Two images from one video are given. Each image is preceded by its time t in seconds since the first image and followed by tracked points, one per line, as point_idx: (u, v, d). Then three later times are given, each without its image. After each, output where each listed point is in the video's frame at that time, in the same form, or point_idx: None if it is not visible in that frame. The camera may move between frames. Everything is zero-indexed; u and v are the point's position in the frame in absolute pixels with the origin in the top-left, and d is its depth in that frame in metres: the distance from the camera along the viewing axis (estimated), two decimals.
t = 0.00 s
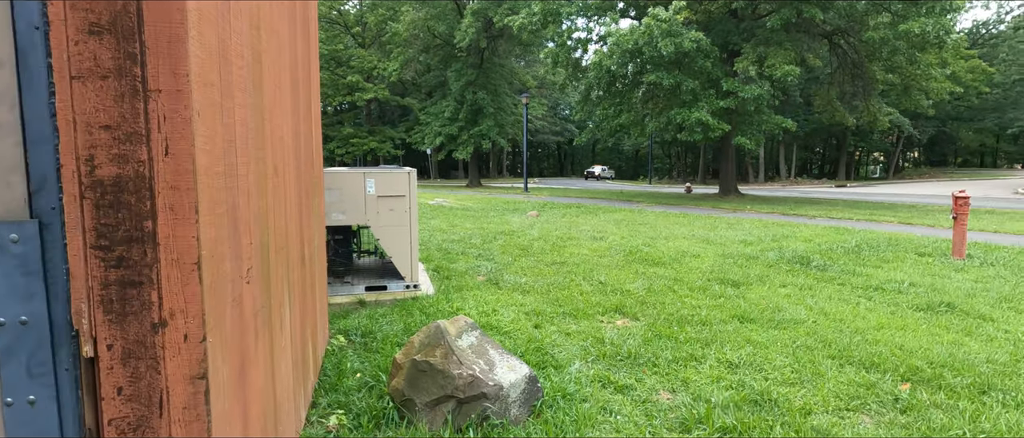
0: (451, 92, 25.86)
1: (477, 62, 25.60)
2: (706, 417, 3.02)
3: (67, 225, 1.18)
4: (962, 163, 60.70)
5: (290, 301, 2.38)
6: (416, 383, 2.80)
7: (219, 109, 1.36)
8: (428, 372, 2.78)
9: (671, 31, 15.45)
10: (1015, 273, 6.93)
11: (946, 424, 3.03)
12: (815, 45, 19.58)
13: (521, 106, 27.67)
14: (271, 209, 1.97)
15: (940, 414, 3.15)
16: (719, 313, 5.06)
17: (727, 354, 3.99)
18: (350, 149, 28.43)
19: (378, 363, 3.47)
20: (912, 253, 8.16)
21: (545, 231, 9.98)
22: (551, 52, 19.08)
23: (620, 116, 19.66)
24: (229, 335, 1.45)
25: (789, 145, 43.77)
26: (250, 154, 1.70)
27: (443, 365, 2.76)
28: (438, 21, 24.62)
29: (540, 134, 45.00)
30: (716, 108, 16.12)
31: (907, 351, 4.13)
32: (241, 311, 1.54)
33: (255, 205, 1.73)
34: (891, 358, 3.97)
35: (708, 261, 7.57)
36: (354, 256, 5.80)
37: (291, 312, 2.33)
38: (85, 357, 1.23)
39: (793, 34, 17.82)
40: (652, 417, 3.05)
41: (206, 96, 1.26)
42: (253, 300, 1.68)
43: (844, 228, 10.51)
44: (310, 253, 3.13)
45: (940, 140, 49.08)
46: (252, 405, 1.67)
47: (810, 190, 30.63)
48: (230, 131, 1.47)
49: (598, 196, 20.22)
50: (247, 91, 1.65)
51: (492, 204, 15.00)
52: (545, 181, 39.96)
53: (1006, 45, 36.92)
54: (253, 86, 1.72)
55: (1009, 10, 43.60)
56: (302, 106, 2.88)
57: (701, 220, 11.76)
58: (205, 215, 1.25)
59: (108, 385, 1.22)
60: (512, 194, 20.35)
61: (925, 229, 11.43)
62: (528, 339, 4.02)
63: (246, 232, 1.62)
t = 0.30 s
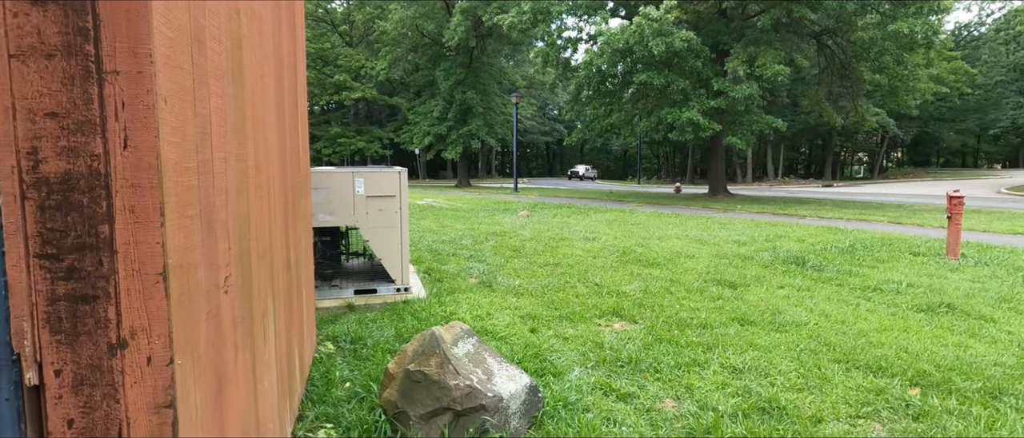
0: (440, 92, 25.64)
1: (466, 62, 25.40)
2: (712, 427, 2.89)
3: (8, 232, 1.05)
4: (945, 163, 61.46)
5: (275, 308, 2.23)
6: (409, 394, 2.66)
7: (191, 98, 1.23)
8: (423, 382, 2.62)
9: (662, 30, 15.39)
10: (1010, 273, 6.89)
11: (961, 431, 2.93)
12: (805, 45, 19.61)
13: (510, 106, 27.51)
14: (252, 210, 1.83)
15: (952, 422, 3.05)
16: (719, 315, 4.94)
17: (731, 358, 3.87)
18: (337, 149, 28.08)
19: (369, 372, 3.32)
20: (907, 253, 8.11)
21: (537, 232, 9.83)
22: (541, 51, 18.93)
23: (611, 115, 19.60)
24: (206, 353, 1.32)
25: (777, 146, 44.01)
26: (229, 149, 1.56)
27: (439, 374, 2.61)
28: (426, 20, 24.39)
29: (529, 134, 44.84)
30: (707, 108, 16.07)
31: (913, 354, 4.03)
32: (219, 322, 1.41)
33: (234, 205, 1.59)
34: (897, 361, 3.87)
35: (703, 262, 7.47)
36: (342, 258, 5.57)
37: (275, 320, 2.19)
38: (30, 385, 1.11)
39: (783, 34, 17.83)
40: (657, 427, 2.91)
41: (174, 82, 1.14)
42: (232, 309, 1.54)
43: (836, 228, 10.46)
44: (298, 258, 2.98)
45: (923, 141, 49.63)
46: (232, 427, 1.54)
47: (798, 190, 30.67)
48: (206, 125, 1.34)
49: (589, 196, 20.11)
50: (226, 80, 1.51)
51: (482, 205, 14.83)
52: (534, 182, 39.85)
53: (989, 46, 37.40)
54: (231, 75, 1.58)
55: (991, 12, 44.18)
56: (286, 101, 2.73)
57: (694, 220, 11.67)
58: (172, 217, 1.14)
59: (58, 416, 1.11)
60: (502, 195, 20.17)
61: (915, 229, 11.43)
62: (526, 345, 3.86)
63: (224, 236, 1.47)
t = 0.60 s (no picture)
0: (434, 91, 25.39)
1: (460, 61, 25.17)
2: None
3: None
4: (936, 163, 61.76)
5: (255, 323, 2.06)
6: (401, 411, 2.47)
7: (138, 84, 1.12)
8: (416, 398, 2.44)
9: (658, 29, 15.22)
10: (1015, 275, 6.78)
11: None
12: (800, 45, 19.51)
13: (504, 106, 27.31)
14: (227, 217, 1.69)
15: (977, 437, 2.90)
16: (723, 320, 4.78)
17: (739, 367, 3.69)
18: (329, 149, 27.75)
19: (358, 384, 3.14)
20: (909, 254, 7.99)
21: (533, 233, 9.63)
22: (536, 50, 18.73)
23: (606, 115, 19.42)
24: (160, 372, 1.18)
25: (771, 146, 44.00)
26: (197, 149, 1.42)
27: (433, 390, 2.43)
28: (420, 18, 24.14)
29: (523, 134, 44.63)
30: (703, 107, 15.95)
31: (927, 362, 3.88)
32: (179, 340, 1.26)
33: (203, 210, 1.45)
34: (912, 369, 3.72)
35: (703, 264, 7.31)
36: (331, 261, 5.38)
37: (254, 335, 2.03)
38: None
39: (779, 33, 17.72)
40: None
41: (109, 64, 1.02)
42: (199, 327, 1.38)
43: (835, 229, 10.34)
44: (283, 266, 2.82)
45: (916, 141, 49.80)
46: None
47: (793, 190, 30.55)
48: (159, 115, 1.21)
49: (583, 196, 19.93)
50: (191, 73, 1.38)
51: (476, 205, 14.61)
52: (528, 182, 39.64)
53: (980, 47, 37.58)
54: (201, 71, 1.45)
55: (982, 14, 44.43)
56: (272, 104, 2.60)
57: (691, 221, 11.52)
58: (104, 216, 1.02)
59: None
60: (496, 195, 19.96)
61: (914, 229, 11.34)
62: (524, 353, 3.68)
63: (186, 244, 1.32)
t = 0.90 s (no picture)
0: (428, 90, 25.24)
1: (456, 60, 25.03)
2: None
3: None
4: (928, 163, 62.07)
5: (238, 339, 1.94)
6: (394, 429, 2.34)
7: (95, 83, 1.01)
8: (410, 414, 2.32)
9: (655, 29, 15.13)
10: (1018, 278, 6.71)
11: None
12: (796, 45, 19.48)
13: (499, 106, 27.18)
14: (205, 229, 1.57)
15: None
16: (725, 326, 4.67)
17: (744, 376, 3.58)
18: (323, 148, 27.56)
19: (350, 396, 3.01)
20: (910, 257, 7.90)
21: (529, 235, 9.51)
22: (531, 50, 18.61)
23: (602, 115, 19.34)
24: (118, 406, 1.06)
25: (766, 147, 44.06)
26: (167, 156, 1.31)
27: (428, 406, 2.30)
28: (415, 17, 23.99)
29: (519, 134, 44.50)
30: (700, 108, 15.88)
31: (937, 370, 3.78)
32: (144, 367, 1.15)
33: (173, 222, 1.34)
34: (922, 378, 3.62)
35: (702, 266, 7.21)
36: (325, 264, 5.21)
37: (238, 353, 1.91)
38: None
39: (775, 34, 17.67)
40: None
41: (55, 60, 0.91)
42: (170, 351, 1.27)
43: (834, 231, 10.27)
44: (272, 275, 2.70)
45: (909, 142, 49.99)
46: None
47: (789, 191, 30.55)
48: (122, 117, 1.10)
49: (579, 197, 19.84)
50: (160, 72, 1.27)
51: (472, 206, 14.48)
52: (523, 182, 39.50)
53: (973, 48, 37.77)
54: (173, 72, 1.35)
55: (975, 15, 44.64)
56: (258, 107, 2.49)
57: (689, 222, 11.43)
58: (49, 232, 0.90)
59: None
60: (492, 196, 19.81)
61: (912, 231, 11.28)
62: (523, 362, 3.56)
63: (153, 262, 1.21)
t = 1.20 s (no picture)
0: (421, 89, 25.09)
1: (448, 59, 24.90)
2: None
3: None
4: (917, 163, 62.59)
5: (228, 347, 1.85)
6: None
7: (61, 79, 0.92)
8: (408, 424, 2.23)
9: (649, 28, 15.09)
10: (1014, 278, 6.71)
11: None
12: (789, 45, 19.51)
13: (492, 104, 27.07)
14: (191, 233, 1.48)
15: None
16: (725, 328, 4.60)
17: (746, 380, 3.51)
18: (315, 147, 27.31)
19: (344, 404, 2.93)
20: (905, 257, 7.90)
21: (523, 234, 9.43)
22: (525, 48, 18.53)
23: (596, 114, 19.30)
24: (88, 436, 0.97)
25: (757, 146, 44.20)
26: (147, 157, 1.22)
27: (425, 416, 2.22)
28: (407, 15, 23.83)
29: (511, 133, 44.38)
30: (694, 107, 15.88)
31: (940, 372, 3.73)
32: (120, 391, 1.06)
33: (156, 229, 1.25)
34: (925, 381, 3.57)
35: (698, 266, 7.15)
36: (316, 265, 5.10)
37: (227, 363, 1.81)
38: None
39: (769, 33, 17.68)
40: None
41: (13, 49, 0.82)
42: (151, 367, 1.19)
43: (828, 231, 10.25)
44: (261, 279, 2.60)
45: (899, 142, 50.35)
46: None
47: (781, 190, 30.60)
48: (93, 117, 1.01)
49: (573, 196, 19.74)
50: (140, 62, 1.19)
51: (465, 205, 14.37)
52: (516, 181, 39.40)
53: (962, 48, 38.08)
54: (153, 67, 1.25)
55: (963, 16, 45.04)
56: (248, 103, 2.40)
57: (684, 222, 11.39)
58: (7, 243, 0.80)
59: None
60: (485, 194, 19.68)
61: (906, 230, 11.29)
62: (521, 366, 3.48)
63: (130, 275, 1.11)
